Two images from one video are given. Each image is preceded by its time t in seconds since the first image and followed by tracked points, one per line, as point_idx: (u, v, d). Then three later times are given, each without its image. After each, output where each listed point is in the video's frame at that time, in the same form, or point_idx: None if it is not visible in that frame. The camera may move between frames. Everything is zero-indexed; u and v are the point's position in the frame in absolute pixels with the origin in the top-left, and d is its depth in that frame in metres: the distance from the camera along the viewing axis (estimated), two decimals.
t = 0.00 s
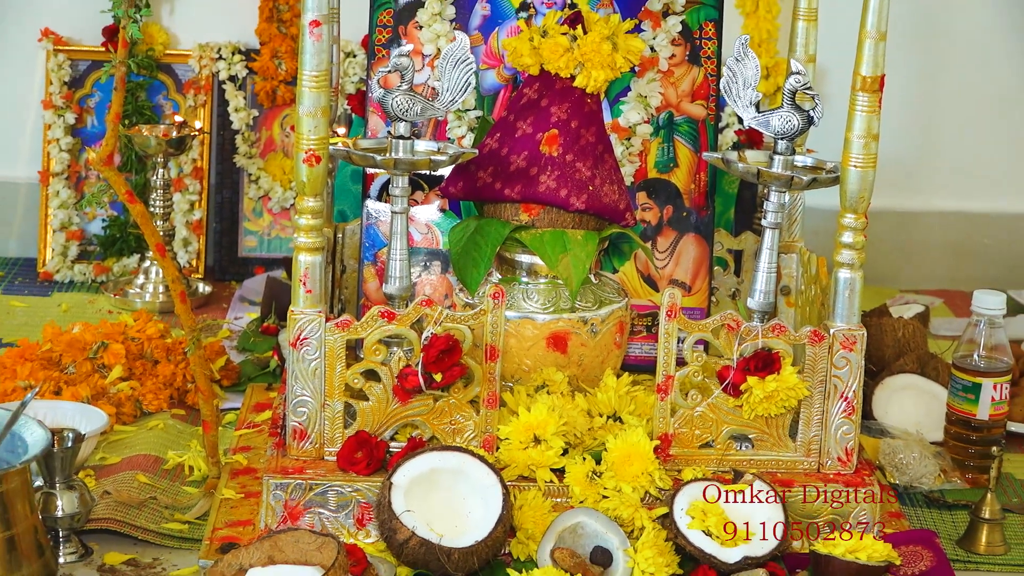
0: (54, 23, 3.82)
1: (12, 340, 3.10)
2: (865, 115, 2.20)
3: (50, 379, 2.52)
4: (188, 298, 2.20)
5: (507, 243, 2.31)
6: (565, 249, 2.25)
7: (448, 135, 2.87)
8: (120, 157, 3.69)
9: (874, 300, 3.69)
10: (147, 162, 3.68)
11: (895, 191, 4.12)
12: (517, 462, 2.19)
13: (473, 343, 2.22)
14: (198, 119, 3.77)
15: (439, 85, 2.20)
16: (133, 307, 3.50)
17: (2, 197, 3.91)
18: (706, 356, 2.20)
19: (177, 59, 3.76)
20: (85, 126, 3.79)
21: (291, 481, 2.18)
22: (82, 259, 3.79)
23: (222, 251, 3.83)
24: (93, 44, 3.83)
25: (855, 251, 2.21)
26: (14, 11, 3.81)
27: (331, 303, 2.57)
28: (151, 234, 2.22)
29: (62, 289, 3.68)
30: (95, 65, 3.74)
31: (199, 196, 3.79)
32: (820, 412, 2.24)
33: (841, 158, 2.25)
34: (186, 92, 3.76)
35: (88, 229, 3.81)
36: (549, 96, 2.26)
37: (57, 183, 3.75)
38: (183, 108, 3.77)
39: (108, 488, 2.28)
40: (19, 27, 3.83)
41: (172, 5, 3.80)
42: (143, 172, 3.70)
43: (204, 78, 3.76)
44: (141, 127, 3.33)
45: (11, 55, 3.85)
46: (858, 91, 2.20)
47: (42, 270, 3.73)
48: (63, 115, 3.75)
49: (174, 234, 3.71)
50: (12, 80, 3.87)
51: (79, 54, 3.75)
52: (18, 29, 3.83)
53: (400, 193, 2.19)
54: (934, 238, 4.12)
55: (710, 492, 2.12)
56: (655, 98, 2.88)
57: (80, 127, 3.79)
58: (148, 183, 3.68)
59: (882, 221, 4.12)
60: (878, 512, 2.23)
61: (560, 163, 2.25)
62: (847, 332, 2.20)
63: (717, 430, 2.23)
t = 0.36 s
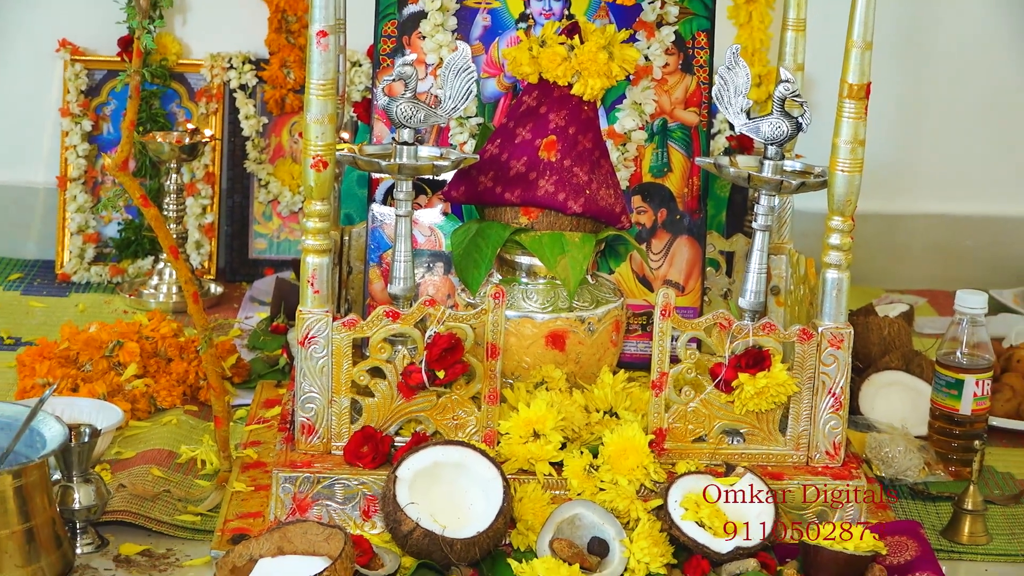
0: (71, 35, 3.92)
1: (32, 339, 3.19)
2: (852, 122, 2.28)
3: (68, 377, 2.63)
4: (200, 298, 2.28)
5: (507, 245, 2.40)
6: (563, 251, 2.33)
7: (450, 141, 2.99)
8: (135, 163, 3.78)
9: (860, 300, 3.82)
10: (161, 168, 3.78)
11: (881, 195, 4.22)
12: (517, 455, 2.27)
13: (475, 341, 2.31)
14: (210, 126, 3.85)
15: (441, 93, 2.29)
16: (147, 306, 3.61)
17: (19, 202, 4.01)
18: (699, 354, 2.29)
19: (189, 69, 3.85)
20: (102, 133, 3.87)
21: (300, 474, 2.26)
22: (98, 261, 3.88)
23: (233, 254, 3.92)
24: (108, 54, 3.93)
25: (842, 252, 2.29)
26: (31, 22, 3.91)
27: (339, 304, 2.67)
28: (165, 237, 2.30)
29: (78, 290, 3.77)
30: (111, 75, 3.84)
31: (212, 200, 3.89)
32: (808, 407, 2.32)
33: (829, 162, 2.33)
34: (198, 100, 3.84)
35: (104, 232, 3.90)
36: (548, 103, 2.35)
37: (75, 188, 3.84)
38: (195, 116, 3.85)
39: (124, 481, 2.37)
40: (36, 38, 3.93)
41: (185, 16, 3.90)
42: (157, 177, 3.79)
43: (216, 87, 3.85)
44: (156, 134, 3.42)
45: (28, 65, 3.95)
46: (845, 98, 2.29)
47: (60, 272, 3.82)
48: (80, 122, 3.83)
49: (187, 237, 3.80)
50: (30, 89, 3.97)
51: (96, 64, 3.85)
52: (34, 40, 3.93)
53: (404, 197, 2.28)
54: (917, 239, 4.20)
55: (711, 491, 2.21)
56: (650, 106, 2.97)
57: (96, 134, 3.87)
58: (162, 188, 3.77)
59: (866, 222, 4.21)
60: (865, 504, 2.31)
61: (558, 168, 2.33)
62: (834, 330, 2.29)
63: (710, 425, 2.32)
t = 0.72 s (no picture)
0: (88, 47, 4.02)
1: (49, 341, 3.28)
2: (840, 132, 2.37)
3: (83, 377, 2.72)
4: (212, 301, 2.36)
5: (507, 250, 2.49)
6: (561, 257, 2.42)
7: (452, 150, 3.07)
8: (149, 171, 3.87)
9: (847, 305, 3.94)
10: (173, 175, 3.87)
11: (867, 204, 4.31)
12: (517, 453, 2.36)
13: (476, 343, 2.39)
14: (222, 136, 3.96)
15: (444, 104, 2.38)
16: (160, 309, 3.70)
17: (37, 209, 4.10)
18: (692, 356, 2.38)
19: (201, 80, 3.93)
20: (117, 142, 3.97)
21: (307, 471, 2.35)
22: (113, 265, 3.97)
23: (243, 259, 3.99)
24: (123, 66, 4.02)
25: (830, 258, 2.38)
26: (47, 34, 4.00)
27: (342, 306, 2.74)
28: (178, 242, 2.39)
29: (94, 293, 3.87)
30: (126, 86, 3.94)
31: (223, 207, 3.98)
32: (797, 407, 2.41)
33: (817, 171, 2.42)
34: (210, 110, 3.93)
35: (119, 238, 3.98)
36: (546, 114, 2.44)
37: (90, 195, 3.94)
38: (207, 126, 3.95)
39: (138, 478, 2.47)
40: (53, 51, 4.02)
41: (198, 30, 3.99)
42: (170, 185, 3.88)
43: (227, 98, 3.94)
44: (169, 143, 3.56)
45: (45, 77, 4.05)
46: (833, 109, 2.38)
47: (76, 276, 3.91)
48: (96, 131, 3.94)
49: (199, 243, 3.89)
50: (47, 100, 4.07)
51: (111, 76, 3.95)
52: (51, 52, 4.03)
53: (408, 204, 2.37)
54: (904, 245, 4.29)
55: (709, 492, 2.28)
56: (645, 116, 3.07)
57: (112, 143, 3.98)
58: (175, 195, 3.87)
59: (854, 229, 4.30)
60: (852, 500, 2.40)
61: (556, 176, 2.42)
62: (822, 333, 2.38)
63: (702, 424, 2.40)
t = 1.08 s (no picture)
0: (105, 58, 4.12)
1: (67, 340, 3.38)
2: (830, 140, 2.46)
3: (100, 375, 2.83)
4: (224, 303, 2.45)
5: (509, 254, 2.58)
6: (561, 259, 2.51)
7: (456, 157, 3.15)
8: (163, 177, 3.98)
9: (836, 305, 4.05)
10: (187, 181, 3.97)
11: (855, 208, 4.41)
12: (517, 449, 2.45)
13: (479, 343, 2.48)
14: (234, 143, 4.05)
15: (448, 112, 2.47)
16: (174, 310, 3.80)
17: (56, 215, 4.21)
18: (686, 355, 2.47)
19: (214, 90, 4.04)
20: (133, 149, 4.06)
21: (316, 466, 2.45)
22: (129, 268, 4.06)
23: (254, 261, 4.09)
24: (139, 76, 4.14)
25: (820, 261, 2.47)
26: (65, 44, 4.10)
27: (352, 307, 2.88)
28: (191, 245, 2.48)
29: (111, 295, 3.97)
30: (141, 95, 4.04)
31: (235, 212, 4.08)
32: (788, 405, 2.50)
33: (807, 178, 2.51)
34: (222, 118, 4.04)
35: (135, 241, 4.07)
36: (546, 122, 2.54)
37: (107, 200, 4.04)
38: (220, 133, 4.05)
39: (153, 472, 2.57)
40: (72, 61, 4.12)
41: (211, 41, 4.09)
42: (184, 190, 3.99)
43: (238, 106, 4.03)
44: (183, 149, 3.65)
45: (64, 86, 4.15)
46: (823, 118, 2.46)
47: (93, 278, 4.01)
48: (112, 139, 4.04)
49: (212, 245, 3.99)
50: (65, 108, 4.17)
51: (128, 85, 4.04)
52: (69, 62, 4.12)
53: (413, 209, 2.46)
54: (892, 249, 4.40)
55: (710, 491, 2.38)
56: (641, 125, 3.16)
57: (128, 150, 4.08)
58: (188, 200, 3.97)
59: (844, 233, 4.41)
60: (841, 494, 2.49)
61: (556, 182, 2.51)
62: (812, 333, 2.47)
63: (697, 421, 2.50)
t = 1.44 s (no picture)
0: (119, 68, 4.23)
1: (83, 341, 3.48)
2: (817, 147, 2.55)
3: (115, 374, 2.93)
4: (234, 304, 2.54)
5: (508, 257, 2.67)
6: (558, 263, 2.60)
7: (457, 164, 3.30)
8: (175, 183, 4.08)
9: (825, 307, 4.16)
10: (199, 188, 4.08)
11: (845, 213, 4.51)
12: (517, 446, 2.53)
13: (479, 343, 2.57)
14: (244, 151, 4.16)
15: (449, 121, 2.56)
16: (186, 311, 3.91)
17: (72, 220, 4.32)
18: (679, 354, 2.56)
19: (224, 99, 4.15)
20: (146, 157, 4.19)
21: (322, 462, 2.53)
22: (142, 271, 4.17)
23: (263, 262, 4.19)
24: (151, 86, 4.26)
25: (808, 264, 2.57)
26: (79, 55, 4.22)
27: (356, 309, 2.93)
28: (202, 249, 2.57)
29: (125, 297, 4.07)
30: (154, 105, 4.17)
31: (244, 217, 4.17)
32: (778, 402, 2.59)
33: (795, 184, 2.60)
34: (232, 127, 4.15)
35: (148, 245, 4.18)
36: (544, 130, 2.63)
37: (122, 206, 4.14)
38: (230, 142, 4.16)
39: (165, 468, 2.68)
40: (87, 72, 4.24)
41: (221, 53, 4.19)
42: (195, 196, 4.09)
43: (248, 116, 4.15)
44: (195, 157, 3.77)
45: (78, 96, 4.26)
46: (811, 125, 2.56)
47: (108, 281, 4.13)
48: (126, 147, 4.16)
49: (222, 249, 4.09)
50: (80, 117, 4.28)
51: (141, 96, 4.18)
52: (84, 72, 4.24)
53: (416, 214, 2.55)
54: (879, 253, 4.50)
55: (710, 492, 2.47)
56: (636, 133, 3.27)
57: (141, 157, 4.19)
58: (200, 206, 4.07)
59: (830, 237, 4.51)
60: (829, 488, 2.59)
61: (554, 188, 2.61)
62: (801, 333, 2.56)
63: (689, 418, 2.59)
